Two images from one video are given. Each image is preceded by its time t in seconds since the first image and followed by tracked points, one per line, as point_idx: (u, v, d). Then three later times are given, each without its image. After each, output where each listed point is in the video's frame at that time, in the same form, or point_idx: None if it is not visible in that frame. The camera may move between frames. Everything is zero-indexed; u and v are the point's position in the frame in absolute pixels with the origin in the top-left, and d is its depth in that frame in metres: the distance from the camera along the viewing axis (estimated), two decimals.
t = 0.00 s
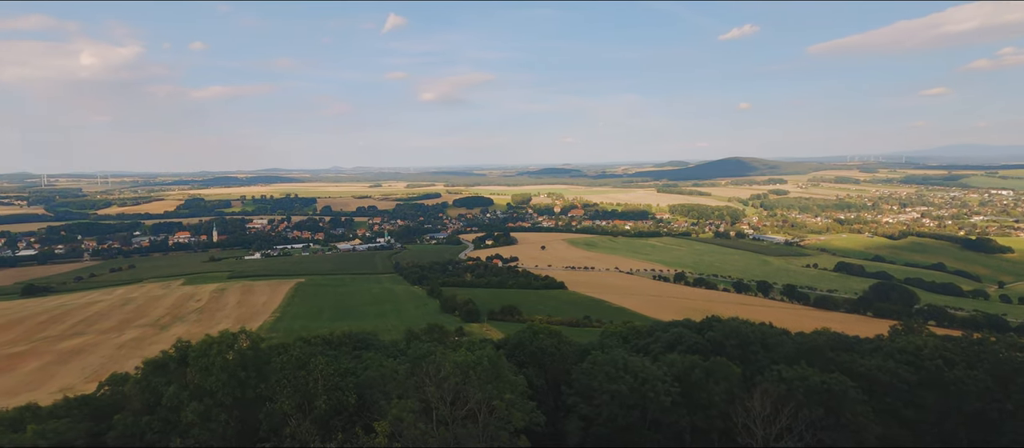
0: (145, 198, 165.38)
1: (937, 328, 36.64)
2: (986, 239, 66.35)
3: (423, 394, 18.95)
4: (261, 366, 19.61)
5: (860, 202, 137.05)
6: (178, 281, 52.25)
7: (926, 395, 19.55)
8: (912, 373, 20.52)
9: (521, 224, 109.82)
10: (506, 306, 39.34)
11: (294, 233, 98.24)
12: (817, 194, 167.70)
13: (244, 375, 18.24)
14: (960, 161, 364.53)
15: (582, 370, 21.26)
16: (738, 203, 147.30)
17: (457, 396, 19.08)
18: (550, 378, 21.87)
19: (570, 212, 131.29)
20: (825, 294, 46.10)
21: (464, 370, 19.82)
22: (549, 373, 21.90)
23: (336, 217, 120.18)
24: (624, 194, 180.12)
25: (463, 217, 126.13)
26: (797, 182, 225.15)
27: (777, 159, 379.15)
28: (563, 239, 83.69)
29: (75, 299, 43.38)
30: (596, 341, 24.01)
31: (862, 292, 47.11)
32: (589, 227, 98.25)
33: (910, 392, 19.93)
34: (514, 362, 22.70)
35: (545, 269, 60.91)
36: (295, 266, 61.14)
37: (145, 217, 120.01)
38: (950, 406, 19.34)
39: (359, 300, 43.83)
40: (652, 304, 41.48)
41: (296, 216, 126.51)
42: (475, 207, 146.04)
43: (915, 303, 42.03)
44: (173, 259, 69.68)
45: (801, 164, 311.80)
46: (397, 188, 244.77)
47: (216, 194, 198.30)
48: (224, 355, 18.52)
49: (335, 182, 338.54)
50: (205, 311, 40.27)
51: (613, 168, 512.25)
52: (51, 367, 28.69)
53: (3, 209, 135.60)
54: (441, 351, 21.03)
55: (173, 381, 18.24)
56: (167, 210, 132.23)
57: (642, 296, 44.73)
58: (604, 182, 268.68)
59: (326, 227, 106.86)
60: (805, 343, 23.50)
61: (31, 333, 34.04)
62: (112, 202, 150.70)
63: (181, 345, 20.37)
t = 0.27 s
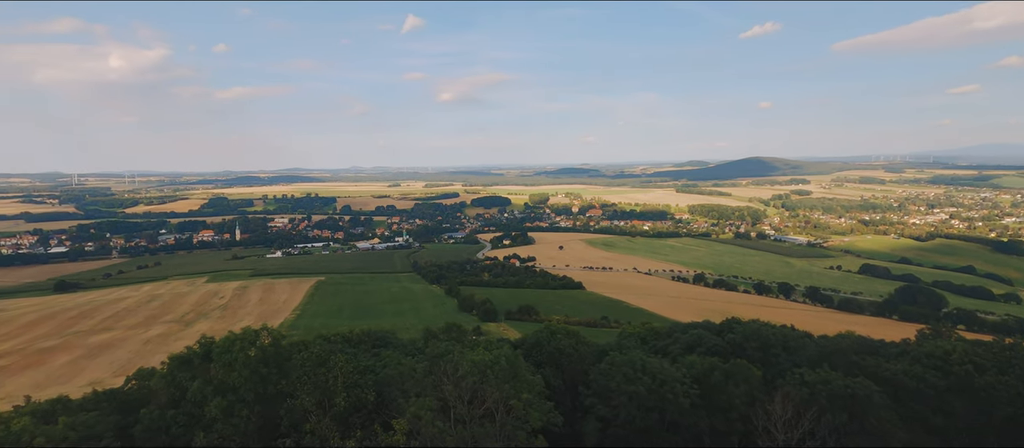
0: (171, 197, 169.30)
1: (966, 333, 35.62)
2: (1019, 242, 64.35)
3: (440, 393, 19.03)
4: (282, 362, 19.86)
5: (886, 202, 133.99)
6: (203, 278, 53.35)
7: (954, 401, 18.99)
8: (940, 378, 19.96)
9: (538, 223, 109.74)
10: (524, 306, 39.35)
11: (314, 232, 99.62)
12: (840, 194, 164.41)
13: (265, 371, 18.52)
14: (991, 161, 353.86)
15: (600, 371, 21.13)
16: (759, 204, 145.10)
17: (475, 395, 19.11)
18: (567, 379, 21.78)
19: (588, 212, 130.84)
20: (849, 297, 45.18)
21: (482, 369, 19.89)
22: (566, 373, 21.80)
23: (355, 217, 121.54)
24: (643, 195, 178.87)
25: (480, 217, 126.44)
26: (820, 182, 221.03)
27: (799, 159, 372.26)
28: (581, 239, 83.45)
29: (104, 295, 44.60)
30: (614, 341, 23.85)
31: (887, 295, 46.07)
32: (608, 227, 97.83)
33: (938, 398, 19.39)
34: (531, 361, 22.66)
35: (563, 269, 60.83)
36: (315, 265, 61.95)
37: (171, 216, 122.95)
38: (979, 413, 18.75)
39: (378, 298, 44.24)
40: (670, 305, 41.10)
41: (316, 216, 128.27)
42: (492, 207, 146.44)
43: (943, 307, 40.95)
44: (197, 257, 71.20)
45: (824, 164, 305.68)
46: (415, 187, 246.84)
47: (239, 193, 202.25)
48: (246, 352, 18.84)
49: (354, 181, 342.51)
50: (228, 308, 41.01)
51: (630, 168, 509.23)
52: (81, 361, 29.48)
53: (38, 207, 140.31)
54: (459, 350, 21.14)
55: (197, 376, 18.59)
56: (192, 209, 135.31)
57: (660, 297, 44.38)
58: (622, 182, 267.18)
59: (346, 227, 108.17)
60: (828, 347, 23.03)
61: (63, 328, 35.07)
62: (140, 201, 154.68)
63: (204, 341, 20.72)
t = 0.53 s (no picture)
0: (196, 196, 172.99)
1: (997, 338, 34.54)
2: None
3: (458, 392, 19.10)
4: (303, 359, 20.12)
5: (913, 203, 130.73)
6: (226, 276, 54.35)
7: (985, 408, 18.41)
8: (970, 383, 19.39)
9: (556, 223, 109.44)
10: (541, 306, 39.30)
11: (334, 231, 100.84)
12: (865, 195, 160.88)
13: (286, 368, 18.77)
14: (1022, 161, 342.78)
15: (618, 371, 20.99)
16: (781, 204, 142.59)
17: (492, 395, 19.14)
18: (585, 379, 21.66)
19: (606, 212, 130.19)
20: (874, 299, 44.21)
21: (499, 369, 19.90)
22: (584, 374, 21.70)
23: (373, 216, 122.65)
24: (661, 195, 177.39)
25: (497, 217, 126.45)
26: (844, 183, 216.56)
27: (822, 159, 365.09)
28: (599, 239, 83.08)
29: (132, 292, 45.74)
30: (632, 342, 23.67)
31: (914, 298, 44.93)
32: (626, 227, 97.23)
33: (967, 404, 18.83)
34: (549, 361, 22.58)
35: (581, 269, 60.64)
36: (335, 263, 62.65)
37: (195, 215, 125.65)
38: (1012, 421, 18.14)
39: (396, 297, 44.56)
40: (689, 306, 40.65)
41: (335, 215, 129.77)
42: (510, 206, 146.63)
43: (973, 311, 39.83)
44: (221, 255, 72.60)
45: (848, 164, 299.29)
46: (433, 187, 248.44)
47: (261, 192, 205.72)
48: (268, 348, 19.10)
49: (372, 181, 345.90)
50: (250, 305, 41.74)
51: (647, 168, 505.26)
52: (109, 356, 30.24)
53: (69, 206, 144.72)
54: (477, 349, 21.18)
55: (220, 372, 18.90)
56: (215, 208, 138.11)
57: (679, 298, 43.96)
58: (640, 182, 265.51)
59: (365, 226, 109.29)
60: (853, 351, 22.55)
61: (92, 323, 36.04)
62: (165, 200, 158.19)
63: (227, 337, 21.08)
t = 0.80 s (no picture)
0: (219, 196, 176.64)
1: None
2: None
3: (476, 391, 19.16)
4: (323, 357, 20.39)
5: (941, 204, 127.38)
6: (248, 273, 55.33)
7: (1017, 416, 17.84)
8: (1001, 390, 18.80)
9: (574, 223, 109.13)
10: (559, 306, 39.23)
11: (353, 230, 102.04)
12: (891, 195, 157.23)
13: (307, 365, 19.03)
14: None
15: (636, 373, 20.80)
16: (803, 205, 140.06)
17: (510, 394, 19.15)
18: (603, 380, 21.53)
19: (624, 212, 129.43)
20: (900, 302, 43.20)
21: (516, 368, 19.89)
22: (601, 374, 21.58)
23: (392, 215, 123.74)
24: (680, 195, 175.83)
25: (514, 217, 126.48)
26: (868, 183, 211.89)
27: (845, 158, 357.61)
28: (617, 239, 82.63)
29: (158, 288, 46.84)
30: (650, 344, 23.49)
31: (943, 301, 43.80)
32: (645, 228, 96.59)
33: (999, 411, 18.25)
34: (567, 361, 22.51)
35: (598, 269, 60.40)
36: (354, 262, 63.34)
37: (218, 213, 128.37)
38: None
39: (414, 296, 44.87)
40: (708, 308, 40.22)
41: (354, 214, 131.34)
42: (527, 206, 146.70)
43: (1005, 315, 38.67)
44: (243, 253, 73.98)
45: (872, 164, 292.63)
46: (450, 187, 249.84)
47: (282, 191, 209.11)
48: (289, 345, 19.38)
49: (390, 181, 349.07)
50: (271, 302, 42.45)
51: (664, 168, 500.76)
52: (135, 351, 30.98)
53: (99, 204, 149.07)
54: (494, 348, 21.22)
55: (243, 369, 19.24)
56: (238, 207, 140.92)
57: (697, 299, 43.50)
58: (658, 182, 263.65)
59: (384, 225, 110.39)
60: (878, 355, 22.04)
61: (120, 319, 36.96)
62: (190, 199, 161.81)
63: (250, 334, 21.46)
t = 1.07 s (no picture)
0: (242, 195, 179.90)
1: None
2: None
3: (493, 391, 19.17)
4: (342, 354, 20.59)
5: (971, 205, 123.98)
6: (269, 271, 56.19)
7: None
8: None
9: (591, 223, 108.70)
10: (576, 306, 39.10)
11: (372, 229, 103.07)
12: (918, 196, 153.60)
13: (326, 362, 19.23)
14: None
15: (654, 375, 20.60)
16: (826, 206, 137.43)
17: (527, 394, 19.11)
18: (620, 381, 21.38)
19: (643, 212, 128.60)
20: (927, 306, 42.17)
21: (534, 368, 19.85)
22: (619, 376, 21.41)
23: (410, 215, 124.67)
24: (699, 195, 174.19)
25: (531, 217, 126.42)
26: (894, 183, 207.21)
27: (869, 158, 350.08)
28: (635, 239, 82.10)
29: (182, 285, 47.88)
30: (669, 345, 23.25)
31: (972, 305, 42.65)
32: (663, 228, 95.87)
33: None
34: (584, 362, 22.38)
35: (616, 270, 60.08)
36: (373, 261, 63.95)
37: (241, 212, 130.78)
38: None
39: (432, 295, 45.13)
40: (727, 310, 39.73)
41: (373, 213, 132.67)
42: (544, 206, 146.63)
43: None
44: (265, 251, 75.22)
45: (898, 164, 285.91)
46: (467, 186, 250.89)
47: (303, 191, 212.12)
48: (309, 343, 19.61)
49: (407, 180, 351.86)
50: (292, 300, 43.08)
51: (682, 168, 496.06)
52: (161, 346, 31.69)
53: (127, 203, 153.14)
54: (511, 348, 21.21)
55: (264, 365, 19.51)
56: (260, 206, 143.41)
57: (717, 301, 42.97)
58: (676, 183, 261.46)
59: (402, 224, 111.32)
60: (904, 359, 21.50)
61: (146, 315, 37.86)
62: (214, 198, 165.14)
63: (271, 332, 21.76)
